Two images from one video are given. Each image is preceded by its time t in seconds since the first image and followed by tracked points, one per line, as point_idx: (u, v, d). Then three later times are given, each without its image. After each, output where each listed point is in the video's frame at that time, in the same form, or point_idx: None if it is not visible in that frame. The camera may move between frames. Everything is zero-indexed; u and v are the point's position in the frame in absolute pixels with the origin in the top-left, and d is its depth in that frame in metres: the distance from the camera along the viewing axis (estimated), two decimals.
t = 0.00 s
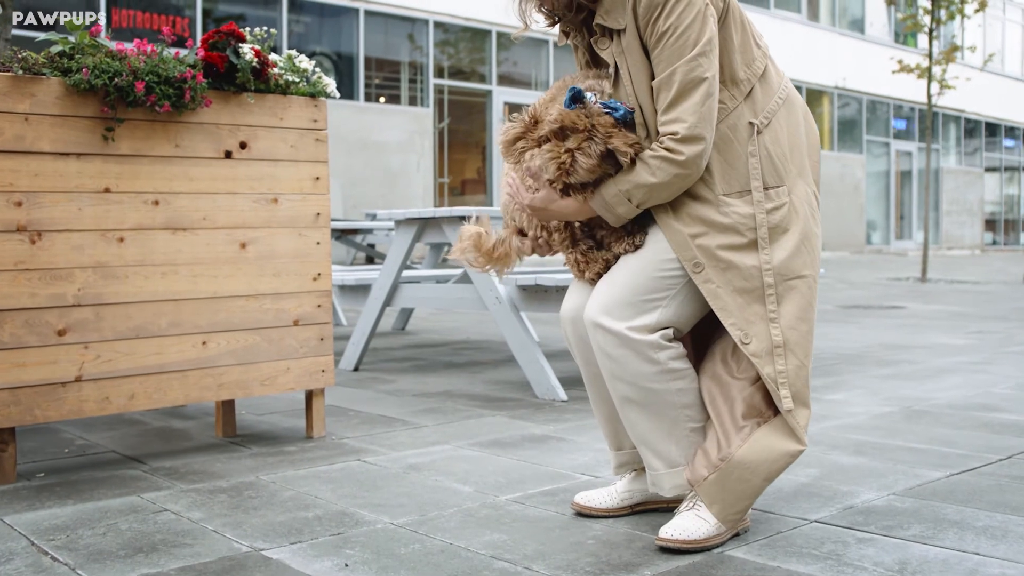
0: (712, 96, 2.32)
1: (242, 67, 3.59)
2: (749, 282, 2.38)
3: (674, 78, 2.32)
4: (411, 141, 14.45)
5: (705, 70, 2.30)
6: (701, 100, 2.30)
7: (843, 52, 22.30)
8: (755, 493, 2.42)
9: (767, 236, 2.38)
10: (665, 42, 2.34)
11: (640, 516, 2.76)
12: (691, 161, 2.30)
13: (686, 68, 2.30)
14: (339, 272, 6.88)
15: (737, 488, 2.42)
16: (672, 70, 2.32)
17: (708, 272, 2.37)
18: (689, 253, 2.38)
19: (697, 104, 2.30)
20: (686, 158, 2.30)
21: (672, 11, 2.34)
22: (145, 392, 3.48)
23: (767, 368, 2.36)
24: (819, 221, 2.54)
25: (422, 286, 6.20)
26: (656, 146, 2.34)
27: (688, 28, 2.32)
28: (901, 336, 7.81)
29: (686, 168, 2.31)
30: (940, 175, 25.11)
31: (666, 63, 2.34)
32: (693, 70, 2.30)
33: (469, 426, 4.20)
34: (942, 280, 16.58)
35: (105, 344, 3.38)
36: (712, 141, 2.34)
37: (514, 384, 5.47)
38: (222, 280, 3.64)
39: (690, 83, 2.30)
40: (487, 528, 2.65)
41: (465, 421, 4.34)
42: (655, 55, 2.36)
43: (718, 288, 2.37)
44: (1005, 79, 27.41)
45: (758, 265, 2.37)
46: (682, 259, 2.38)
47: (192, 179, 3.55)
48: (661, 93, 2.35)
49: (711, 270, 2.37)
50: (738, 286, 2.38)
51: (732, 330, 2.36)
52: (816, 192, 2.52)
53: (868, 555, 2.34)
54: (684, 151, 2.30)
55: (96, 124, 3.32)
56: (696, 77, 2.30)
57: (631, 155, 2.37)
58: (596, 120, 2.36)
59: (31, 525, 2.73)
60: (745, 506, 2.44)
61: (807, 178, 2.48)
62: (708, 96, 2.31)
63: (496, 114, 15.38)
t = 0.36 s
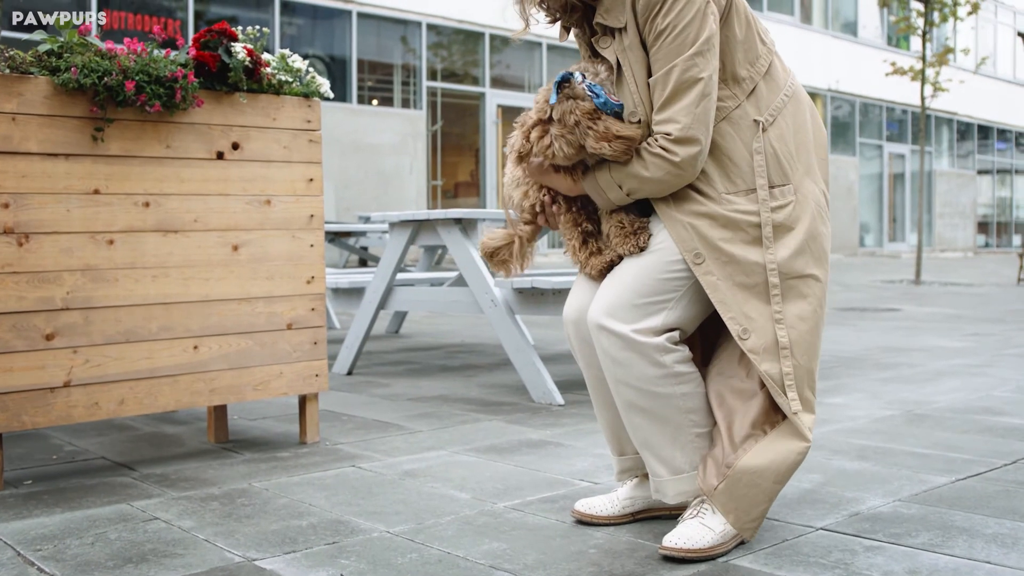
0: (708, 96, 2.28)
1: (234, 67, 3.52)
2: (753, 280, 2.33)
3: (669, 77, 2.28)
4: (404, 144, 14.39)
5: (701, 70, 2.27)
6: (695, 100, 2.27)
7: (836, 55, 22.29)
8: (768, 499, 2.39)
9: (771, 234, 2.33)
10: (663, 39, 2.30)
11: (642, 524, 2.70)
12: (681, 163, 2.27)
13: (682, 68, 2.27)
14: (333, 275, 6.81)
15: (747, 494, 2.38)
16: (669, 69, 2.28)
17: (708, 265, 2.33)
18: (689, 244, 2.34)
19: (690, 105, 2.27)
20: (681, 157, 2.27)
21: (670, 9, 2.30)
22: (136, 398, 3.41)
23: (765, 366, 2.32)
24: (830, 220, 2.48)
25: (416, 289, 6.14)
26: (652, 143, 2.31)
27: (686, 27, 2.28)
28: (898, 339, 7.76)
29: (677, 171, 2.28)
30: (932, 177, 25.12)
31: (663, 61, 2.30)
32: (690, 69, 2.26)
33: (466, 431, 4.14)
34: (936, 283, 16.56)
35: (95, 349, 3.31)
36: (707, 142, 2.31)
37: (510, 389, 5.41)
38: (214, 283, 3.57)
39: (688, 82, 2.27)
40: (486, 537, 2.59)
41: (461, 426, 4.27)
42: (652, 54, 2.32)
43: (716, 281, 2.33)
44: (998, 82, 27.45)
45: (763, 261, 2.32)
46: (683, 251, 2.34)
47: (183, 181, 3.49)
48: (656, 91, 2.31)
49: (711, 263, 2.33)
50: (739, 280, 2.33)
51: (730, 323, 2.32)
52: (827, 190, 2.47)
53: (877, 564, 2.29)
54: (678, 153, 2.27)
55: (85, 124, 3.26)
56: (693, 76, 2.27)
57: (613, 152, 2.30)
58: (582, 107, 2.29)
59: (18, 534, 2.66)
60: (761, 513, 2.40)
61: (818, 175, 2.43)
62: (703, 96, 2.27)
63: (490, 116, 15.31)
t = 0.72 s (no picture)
0: (705, 90, 2.23)
1: (226, 61, 3.46)
2: (753, 272, 2.29)
3: (664, 69, 2.23)
4: (397, 142, 14.32)
5: (695, 64, 2.22)
6: (689, 92, 2.22)
7: (829, 54, 22.26)
8: (777, 500, 2.27)
9: (772, 226, 2.28)
10: (661, 30, 2.25)
11: (642, 527, 2.65)
12: (673, 155, 2.24)
13: (678, 61, 2.22)
14: (325, 274, 6.74)
15: (751, 493, 2.28)
16: (665, 60, 2.23)
17: (702, 249, 2.29)
18: (685, 230, 2.30)
19: (683, 97, 2.22)
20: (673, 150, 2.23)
21: None
22: (125, 398, 3.35)
23: (756, 355, 2.26)
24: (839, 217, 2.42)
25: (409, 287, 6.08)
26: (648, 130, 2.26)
27: (683, 18, 2.22)
28: (895, 339, 7.72)
29: (667, 163, 2.25)
30: (925, 176, 25.13)
31: (659, 52, 2.25)
32: (685, 62, 2.22)
33: (461, 432, 4.08)
34: (929, 282, 16.55)
35: (82, 348, 3.24)
36: (702, 135, 2.27)
37: (505, 389, 5.35)
38: (205, 282, 3.51)
39: (684, 74, 2.22)
40: (484, 541, 2.53)
41: (456, 427, 4.21)
42: (648, 45, 2.27)
43: (711, 264, 2.29)
44: (990, 82, 27.46)
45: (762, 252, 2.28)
46: (679, 236, 2.31)
47: (174, 177, 3.42)
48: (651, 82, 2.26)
49: (706, 247, 2.30)
50: (733, 269, 2.30)
51: (721, 311, 2.28)
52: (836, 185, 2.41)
53: (884, 569, 2.24)
54: (670, 146, 2.23)
55: (73, 119, 3.18)
56: (688, 70, 2.22)
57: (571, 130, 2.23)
58: (555, 67, 2.23)
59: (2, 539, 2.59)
60: (771, 515, 2.27)
61: (826, 169, 2.37)
62: (698, 88, 2.23)
63: (483, 115, 15.23)
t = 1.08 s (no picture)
0: (700, 76, 2.19)
1: (216, 52, 3.39)
2: (747, 259, 2.24)
3: (660, 55, 2.19)
4: (389, 138, 14.24)
5: (692, 51, 2.18)
6: (684, 80, 2.18)
7: (822, 51, 22.22)
8: (777, 497, 2.20)
9: (767, 212, 2.23)
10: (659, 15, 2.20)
11: (642, 529, 2.60)
12: (666, 145, 2.21)
13: (674, 48, 2.18)
14: (317, 270, 6.68)
15: (749, 491, 2.22)
16: (661, 46, 2.19)
17: (693, 231, 2.26)
18: (677, 211, 2.27)
19: (678, 86, 2.18)
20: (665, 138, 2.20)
21: None
22: (112, 397, 3.28)
23: (741, 340, 2.20)
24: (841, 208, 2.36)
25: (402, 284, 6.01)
26: (644, 117, 2.22)
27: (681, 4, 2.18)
28: (890, 336, 7.69)
29: (657, 151, 2.23)
30: (917, 174, 25.14)
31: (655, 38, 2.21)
32: (681, 49, 2.18)
33: (456, 430, 4.02)
34: (922, 279, 16.53)
35: (69, 346, 3.18)
36: (697, 122, 2.23)
37: (499, 386, 5.29)
38: (195, 278, 3.44)
39: (679, 61, 2.18)
40: (481, 543, 2.48)
41: (450, 425, 4.15)
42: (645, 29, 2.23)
43: (700, 247, 2.25)
44: (982, 79, 27.48)
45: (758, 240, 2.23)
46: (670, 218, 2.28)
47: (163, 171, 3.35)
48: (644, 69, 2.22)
49: (697, 229, 2.26)
50: (723, 253, 2.24)
51: (707, 293, 2.23)
52: (839, 175, 2.35)
53: (891, 572, 2.19)
54: (663, 135, 2.20)
55: (60, 111, 3.12)
56: (684, 56, 2.18)
57: (543, 87, 2.23)
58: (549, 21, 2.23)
59: None
60: (774, 513, 2.21)
61: (827, 158, 2.32)
62: (693, 77, 2.19)
63: (475, 111, 15.13)
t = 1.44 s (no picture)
0: (696, 61, 2.14)
1: (205, 42, 3.32)
2: (736, 243, 2.19)
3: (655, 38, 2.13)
4: (380, 132, 14.16)
5: (688, 35, 2.13)
6: (680, 66, 2.13)
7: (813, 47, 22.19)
8: (765, 494, 2.17)
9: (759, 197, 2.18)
10: None
11: (640, 529, 2.55)
12: (659, 131, 2.16)
13: (670, 31, 2.13)
14: (308, 264, 6.61)
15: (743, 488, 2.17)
16: (657, 29, 2.14)
17: (681, 212, 2.21)
18: (667, 191, 2.23)
19: (674, 71, 2.13)
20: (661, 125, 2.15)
21: None
22: (99, 393, 3.21)
23: (725, 326, 2.16)
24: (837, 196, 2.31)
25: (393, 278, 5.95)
26: (640, 102, 2.17)
27: None
28: (884, 332, 7.66)
29: (649, 137, 2.18)
30: (908, 169, 25.17)
31: (650, 21, 2.16)
32: (677, 33, 2.13)
33: (448, 427, 3.97)
34: (913, 275, 16.53)
35: (55, 341, 3.11)
36: (692, 108, 2.18)
37: (491, 382, 5.24)
38: (184, 272, 3.38)
39: (676, 45, 2.13)
40: (476, 544, 2.42)
41: (442, 421, 4.10)
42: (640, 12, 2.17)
43: (687, 228, 2.20)
44: (973, 75, 27.51)
45: (750, 225, 2.18)
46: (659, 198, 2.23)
47: (150, 163, 3.28)
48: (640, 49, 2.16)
49: (685, 211, 2.21)
50: (712, 235, 2.19)
51: (693, 277, 2.18)
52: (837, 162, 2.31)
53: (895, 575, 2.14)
54: (657, 121, 2.15)
55: (44, 101, 3.04)
56: (680, 40, 2.13)
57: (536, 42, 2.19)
58: None
59: None
60: (767, 509, 2.17)
61: (824, 146, 2.27)
62: (689, 62, 2.14)
63: (466, 105, 15.03)
